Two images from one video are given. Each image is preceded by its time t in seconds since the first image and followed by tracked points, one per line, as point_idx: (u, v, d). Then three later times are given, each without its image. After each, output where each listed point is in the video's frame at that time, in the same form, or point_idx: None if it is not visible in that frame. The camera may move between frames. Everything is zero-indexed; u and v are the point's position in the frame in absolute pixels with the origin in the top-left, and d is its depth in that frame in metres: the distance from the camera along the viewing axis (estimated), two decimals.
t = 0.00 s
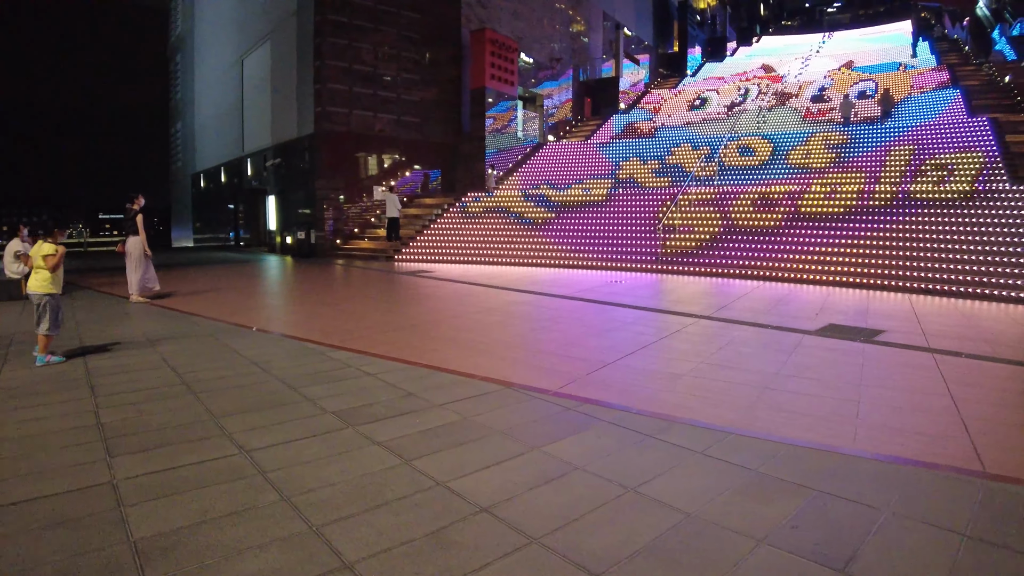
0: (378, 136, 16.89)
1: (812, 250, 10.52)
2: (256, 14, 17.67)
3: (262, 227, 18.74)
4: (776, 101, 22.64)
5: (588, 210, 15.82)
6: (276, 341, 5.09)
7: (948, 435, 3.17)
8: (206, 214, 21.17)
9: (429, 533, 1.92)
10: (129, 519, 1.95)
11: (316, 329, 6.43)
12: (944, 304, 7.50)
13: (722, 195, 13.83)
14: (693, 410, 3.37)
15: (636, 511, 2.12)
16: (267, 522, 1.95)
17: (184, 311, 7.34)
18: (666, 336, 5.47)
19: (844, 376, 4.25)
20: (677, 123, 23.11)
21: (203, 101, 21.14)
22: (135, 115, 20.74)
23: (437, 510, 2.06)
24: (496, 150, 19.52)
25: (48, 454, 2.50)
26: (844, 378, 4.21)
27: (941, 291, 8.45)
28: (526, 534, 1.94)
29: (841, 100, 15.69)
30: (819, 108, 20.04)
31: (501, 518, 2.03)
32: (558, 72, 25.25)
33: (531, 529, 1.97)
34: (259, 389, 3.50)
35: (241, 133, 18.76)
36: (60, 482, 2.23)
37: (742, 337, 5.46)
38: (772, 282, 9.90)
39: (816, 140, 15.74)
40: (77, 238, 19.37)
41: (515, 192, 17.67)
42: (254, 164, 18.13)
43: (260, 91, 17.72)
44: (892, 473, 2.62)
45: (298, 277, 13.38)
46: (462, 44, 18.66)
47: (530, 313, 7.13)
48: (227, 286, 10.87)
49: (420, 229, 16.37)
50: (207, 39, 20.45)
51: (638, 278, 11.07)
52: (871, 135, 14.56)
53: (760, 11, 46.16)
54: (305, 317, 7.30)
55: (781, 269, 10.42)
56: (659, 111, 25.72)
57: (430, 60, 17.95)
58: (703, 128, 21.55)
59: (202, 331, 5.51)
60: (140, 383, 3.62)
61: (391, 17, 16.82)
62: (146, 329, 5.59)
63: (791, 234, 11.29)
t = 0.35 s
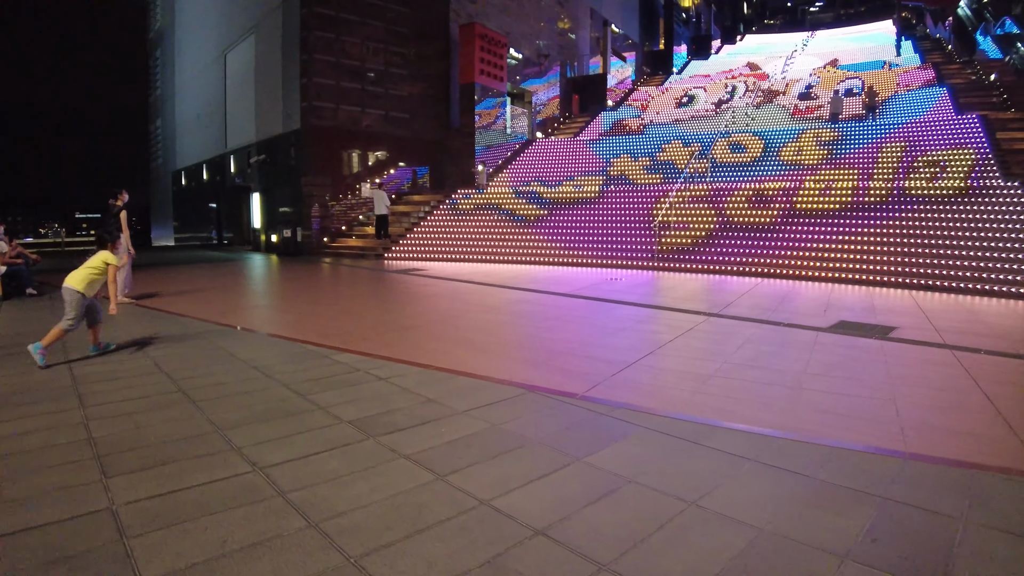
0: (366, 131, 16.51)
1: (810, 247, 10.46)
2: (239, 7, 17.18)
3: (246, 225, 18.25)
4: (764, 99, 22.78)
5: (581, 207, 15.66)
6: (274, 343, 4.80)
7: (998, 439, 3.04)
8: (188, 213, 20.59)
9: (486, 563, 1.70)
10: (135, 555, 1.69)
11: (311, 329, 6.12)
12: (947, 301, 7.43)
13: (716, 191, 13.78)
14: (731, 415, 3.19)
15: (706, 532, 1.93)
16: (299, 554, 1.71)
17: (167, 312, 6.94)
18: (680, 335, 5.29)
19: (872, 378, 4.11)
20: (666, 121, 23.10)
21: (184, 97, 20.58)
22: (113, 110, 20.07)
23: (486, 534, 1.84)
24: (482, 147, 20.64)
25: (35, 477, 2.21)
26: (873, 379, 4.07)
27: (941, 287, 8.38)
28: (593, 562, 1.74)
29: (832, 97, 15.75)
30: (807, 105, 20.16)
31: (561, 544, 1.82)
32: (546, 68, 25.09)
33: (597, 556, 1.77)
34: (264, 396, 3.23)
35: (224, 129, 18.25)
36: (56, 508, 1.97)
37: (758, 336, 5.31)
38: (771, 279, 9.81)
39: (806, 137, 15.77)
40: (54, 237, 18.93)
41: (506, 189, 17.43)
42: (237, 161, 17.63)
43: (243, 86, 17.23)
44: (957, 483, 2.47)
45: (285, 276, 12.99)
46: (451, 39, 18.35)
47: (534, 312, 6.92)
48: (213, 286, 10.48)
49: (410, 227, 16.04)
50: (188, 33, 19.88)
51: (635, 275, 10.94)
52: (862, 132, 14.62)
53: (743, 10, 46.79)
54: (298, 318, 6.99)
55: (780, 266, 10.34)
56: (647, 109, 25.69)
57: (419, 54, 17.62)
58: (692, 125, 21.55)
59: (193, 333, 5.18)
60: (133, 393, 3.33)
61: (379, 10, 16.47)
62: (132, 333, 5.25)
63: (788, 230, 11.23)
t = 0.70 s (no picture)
0: (353, 130, 16.15)
1: (805, 248, 10.46)
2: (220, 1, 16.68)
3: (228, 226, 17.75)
4: (749, 100, 22.96)
5: (572, 207, 15.54)
6: (275, 353, 4.52)
7: None
8: (166, 213, 20.01)
9: None
10: None
11: (309, 335, 5.84)
12: (948, 302, 7.44)
13: (709, 193, 13.78)
14: (776, 431, 3.04)
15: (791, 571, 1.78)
16: None
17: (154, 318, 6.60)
18: (696, 341, 5.14)
19: (902, 386, 4.01)
20: (653, 121, 23.13)
21: (162, 94, 19.96)
22: (87, 107, 19.36)
23: None
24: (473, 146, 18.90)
25: (31, 521, 1.95)
26: (904, 388, 3.97)
27: (938, 285, 8.39)
28: None
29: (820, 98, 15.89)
30: (793, 107, 20.34)
31: None
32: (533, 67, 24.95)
33: None
34: (277, 416, 3.00)
35: (204, 127, 17.72)
36: (64, 559, 1.73)
37: (774, 342, 5.21)
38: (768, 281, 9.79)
39: (795, 139, 15.89)
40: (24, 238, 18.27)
41: (495, 188, 17.21)
42: (218, 160, 17.11)
43: (225, 83, 16.73)
44: None
45: (271, 278, 12.60)
46: (439, 36, 18.00)
47: (538, 315, 6.74)
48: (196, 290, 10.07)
49: (398, 227, 15.72)
50: (167, 29, 19.28)
51: (632, 276, 10.84)
52: (850, 133, 14.77)
53: (725, 11, 47.74)
54: (293, 323, 6.70)
55: (775, 267, 10.32)
56: (633, 109, 25.70)
57: (406, 52, 17.28)
58: (679, 126, 21.60)
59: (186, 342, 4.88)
60: (132, 415, 3.05)
61: (366, 7, 16.12)
62: (118, 344, 4.91)
63: (782, 231, 11.24)
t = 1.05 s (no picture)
0: (334, 132, 15.71)
1: (796, 253, 10.49)
2: None
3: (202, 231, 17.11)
4: (729, 104, 23.21)
5: (559, 211, 15.39)
6: (269, 372, 4.18)
7: None
8: (137, 217, 19.25)
9: None
10: None
11: (300, 347, 5.50)
12: (943, 308, 7.49)
13: (696, 198, 13.80)
14: (822, 460, 2.88)
15: None
16: None
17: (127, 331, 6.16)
18: (710, 354, 4.98)
19: (930, 402, 3.91)
20: (634, 125, 23.19)
21: (132, 93, 19.23)
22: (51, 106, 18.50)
23: None
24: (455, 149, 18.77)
25: None
26: (929, 403, 3.88)
27: (929, 290, 8.48)
28: None
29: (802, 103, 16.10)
30: (773, 112, 20.58)
31: None
32: (514, 70, 24.81)
33: None
34: (285, 447, 2.73)
35: (177, 128, 17.09)
36: None
37: (786, 353, 5.09)
38: (760, 286, 9.80)
39: (779, 144, 16.06)
40: None
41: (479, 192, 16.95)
42: (193, 162, 16.51)
43: (199, 83, 16.15)
44: None
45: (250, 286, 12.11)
46: (422, 37, 17.68)
47: (538, 325, 6.52)
48: (170, 299, 9.57)
49: (381, 231, 15.29)
50: (137, 26, 18.57)
51: (624, 282, 10.72)
52: (832, 139, 14.96)
53: (699, 16, 48.63)
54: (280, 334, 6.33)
55: (768, 272, 10.31)
56: (614, 113, 25.74)
57: (388, 53, 16.93)
58: (661, 130, 21.67)
59: (170, 361, 4.49)
60: (119, 450, 2.72)
61: (347, 6, 15.74)
62: (93, 361, 4.51)
63: (772, 237, 11.27)
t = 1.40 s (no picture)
0: (317, 137, 15.30)
1: (789, 261, 10.53)
2: None
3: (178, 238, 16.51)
4: (710, 111, 23.45)
5: (547, 218, 15.26)
6: (272, 395, 3.89)
7: None
8: (109, 224, 18.53)
9: None
10: None
11: (297, 364, 5.20)
12: (941, 315, 7.55)
13: (686, 205, 13.83)
14: (879, 490, 2.74)
15: None
16: None
17: (108, 349, 5.77)
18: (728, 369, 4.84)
19: (964, 419, 3.82)
20: (618, 131, 23.25)
21: (104, 96, 18.56)
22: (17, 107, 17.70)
23: None
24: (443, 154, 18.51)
25: None
26: (961, 420, 3.79)
27: (924, 297, 8.55)
28: None
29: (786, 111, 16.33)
30: (754, 119, 20.84)
31: None
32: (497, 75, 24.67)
33: None
34: (308, 486, 2.48)
35: (153, 132, 16.49)
36: None
37: (804, 366, 4.98)
38: (756, 294, 9.80)
39: (763, 152, 16.25)
40: None
41: (466, 198, 16.71)
42: (169, 167, 15.92)
43: (176, 85, 15.61)
44: None
45: (232, 296, 11.64)
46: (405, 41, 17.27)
47: (543, 337, 6.31)
48: (149, 311, 9.12)
49: (366, 238, 14.92)
50: (109, 26, 17.92)
51: (619, 290, 10.62)
52: (816, 147, 15.19)
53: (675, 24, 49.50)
54: (274, 349, 5.99)
55: (762, 280, 10.32)
56: (597, 119, 25.81)
57: (371, 57, 16.61)
58: (645, 136, 21.78)
59: (161, 383, 4.16)
60: (119, 493, 2.43)
61: (330, 8, 15.40)
62: (75, 385, 4.15)
63: (764, 245, 11.32)
